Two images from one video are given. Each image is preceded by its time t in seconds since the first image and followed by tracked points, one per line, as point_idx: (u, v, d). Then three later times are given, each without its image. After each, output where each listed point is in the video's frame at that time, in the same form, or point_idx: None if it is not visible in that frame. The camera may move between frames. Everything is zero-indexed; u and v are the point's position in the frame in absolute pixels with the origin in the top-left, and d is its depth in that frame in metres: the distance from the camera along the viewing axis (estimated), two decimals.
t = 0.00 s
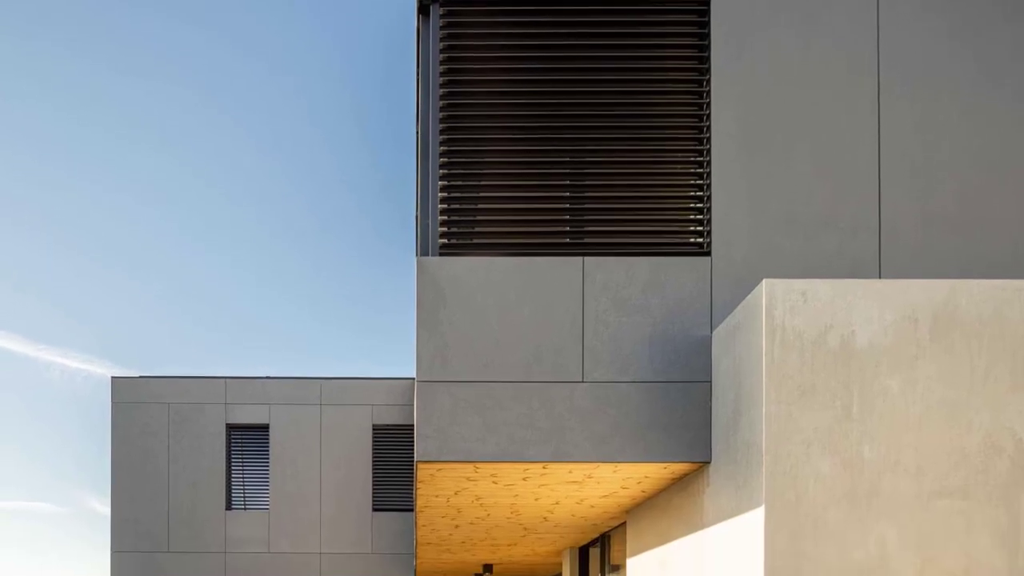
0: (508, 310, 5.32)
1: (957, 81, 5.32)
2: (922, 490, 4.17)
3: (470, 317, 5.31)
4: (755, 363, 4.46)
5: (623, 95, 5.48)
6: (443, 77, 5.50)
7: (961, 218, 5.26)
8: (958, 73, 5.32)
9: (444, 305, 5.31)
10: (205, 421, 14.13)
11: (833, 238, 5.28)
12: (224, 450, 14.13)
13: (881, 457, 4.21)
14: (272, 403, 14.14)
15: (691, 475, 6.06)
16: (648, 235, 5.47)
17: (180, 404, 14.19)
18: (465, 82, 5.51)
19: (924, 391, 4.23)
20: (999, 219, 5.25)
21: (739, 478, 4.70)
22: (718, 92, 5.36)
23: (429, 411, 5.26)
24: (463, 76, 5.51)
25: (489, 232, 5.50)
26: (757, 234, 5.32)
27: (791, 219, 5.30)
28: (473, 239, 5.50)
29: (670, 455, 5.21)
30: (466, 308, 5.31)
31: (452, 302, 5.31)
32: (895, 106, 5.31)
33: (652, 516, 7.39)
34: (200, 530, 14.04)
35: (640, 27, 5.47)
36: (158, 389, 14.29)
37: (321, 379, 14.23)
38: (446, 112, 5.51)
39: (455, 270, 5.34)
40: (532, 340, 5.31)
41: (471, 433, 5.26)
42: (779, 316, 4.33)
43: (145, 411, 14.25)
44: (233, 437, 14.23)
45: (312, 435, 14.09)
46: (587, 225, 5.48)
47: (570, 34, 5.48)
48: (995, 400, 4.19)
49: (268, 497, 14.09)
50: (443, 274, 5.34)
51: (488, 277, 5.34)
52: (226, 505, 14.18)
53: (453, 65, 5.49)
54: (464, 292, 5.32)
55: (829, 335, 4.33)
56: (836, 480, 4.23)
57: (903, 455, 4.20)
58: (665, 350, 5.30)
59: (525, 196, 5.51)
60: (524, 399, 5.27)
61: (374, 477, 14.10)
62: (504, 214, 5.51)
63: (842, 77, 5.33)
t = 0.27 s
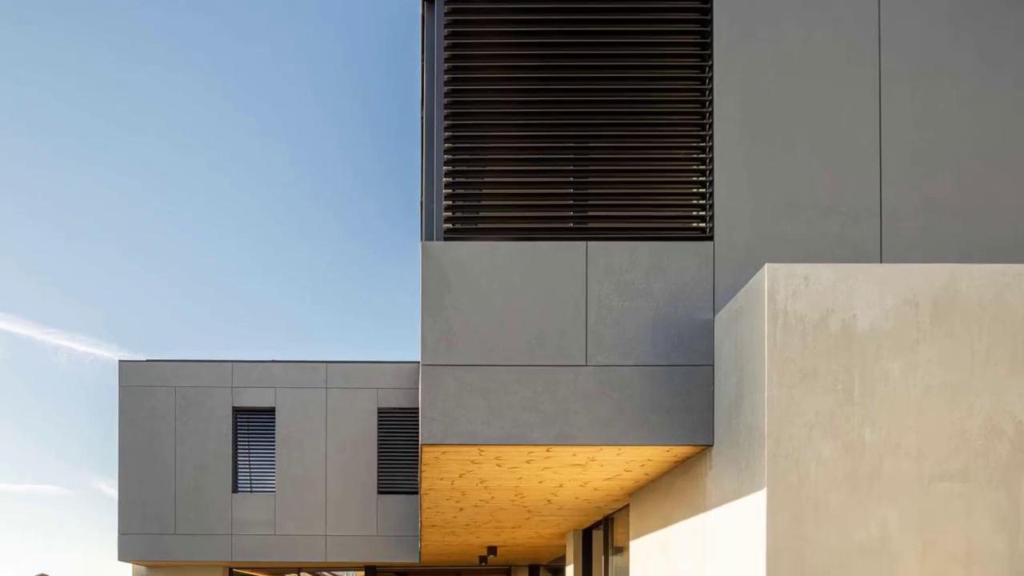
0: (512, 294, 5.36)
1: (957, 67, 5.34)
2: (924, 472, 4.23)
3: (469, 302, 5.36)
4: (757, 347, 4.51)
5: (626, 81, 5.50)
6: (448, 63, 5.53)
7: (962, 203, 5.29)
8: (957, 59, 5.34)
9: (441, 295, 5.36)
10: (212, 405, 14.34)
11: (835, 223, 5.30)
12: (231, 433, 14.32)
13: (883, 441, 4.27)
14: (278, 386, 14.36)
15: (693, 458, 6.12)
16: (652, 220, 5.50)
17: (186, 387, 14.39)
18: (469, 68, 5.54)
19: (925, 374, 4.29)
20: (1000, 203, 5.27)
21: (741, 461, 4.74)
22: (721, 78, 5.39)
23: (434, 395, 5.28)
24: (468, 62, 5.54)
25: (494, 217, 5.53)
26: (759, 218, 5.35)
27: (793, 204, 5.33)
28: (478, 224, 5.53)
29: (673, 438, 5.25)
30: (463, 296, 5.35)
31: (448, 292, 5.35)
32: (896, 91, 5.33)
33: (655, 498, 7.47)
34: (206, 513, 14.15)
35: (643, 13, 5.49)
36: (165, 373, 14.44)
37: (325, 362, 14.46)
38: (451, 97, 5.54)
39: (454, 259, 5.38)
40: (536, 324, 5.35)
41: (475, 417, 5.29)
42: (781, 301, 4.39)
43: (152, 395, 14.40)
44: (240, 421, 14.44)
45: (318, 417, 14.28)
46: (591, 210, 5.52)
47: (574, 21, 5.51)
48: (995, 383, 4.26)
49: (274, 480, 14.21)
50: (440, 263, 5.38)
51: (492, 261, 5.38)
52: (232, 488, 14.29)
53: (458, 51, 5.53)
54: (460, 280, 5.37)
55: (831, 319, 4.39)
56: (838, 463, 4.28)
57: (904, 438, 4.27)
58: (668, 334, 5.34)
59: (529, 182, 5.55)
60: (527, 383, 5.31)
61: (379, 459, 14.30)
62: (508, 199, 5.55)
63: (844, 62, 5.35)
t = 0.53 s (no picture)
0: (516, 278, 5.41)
1: (959, 51, 5.36)
2: (924, 455, 4.30)
3: (545, 313, 5.39)
4: (759, 329, 4.57)
5: (630, 67, 5.54)
6: (453, 47, 5.57)
7: (963, 186, 5.32)
8: (959, 44, 5.37)
9: (516, 300, 5.39)
10: (218, 387, 14.46)
11: (837, 208, 5.33)
12: (238, 416, 14.45)
13: (884, 423, 4.34)
14: (284, 369, 14.48)
15: (695, 440, 6.18)
16: (654, 204, 5.53)
17: (193, 370, 14.51)
18: (474, 53, 5.57)
19: (926, 356, 4.36)
20: (1001, 187, 5.30)
21: (743, 444, 4.80)
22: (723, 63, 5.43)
23: (439, 378, 5.33)
24: (473, 47, 5.57)
25: (498, 201, 5.56)
26: (761, 202, 5.38)
27: (795, 189, 5.36)
28: (482, 208, 5.56)
29: (676, 420, 5.30)
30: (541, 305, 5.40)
31: (524, 298, 5.39)
32: (898, 75, 5.36)
33: (658, 480, 7.55)
34: (213, 494, 14.28)
35: None
36: (172, 356, 14.57)
37: (331, 345, 14.58)
38: (456, 82, 5.56)
39: (536, 266, 5.41)
40: (540, 308, 5.39)
41: (480, 400, 5.34)
42: (782, 284, 4.45)
43: (159, 378, 14.52)
44: (246, 403, 14.54)
45: (324, 400, 14.41)
46: (594, 194, 5.55)
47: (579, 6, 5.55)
48: (995, 365, 4.33)
49: (280, 463, 14.32)
50: (521, 267, 5.40)
51: (497, 245, 5.42)
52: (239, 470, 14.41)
53: (463, 36, 5.56)
54: (540, 288, 5.40)
55: (832, 302, 4.46)
56: (840, 445, 4.35)
57: (905, 421, 4.33)
58: (672, 318, 5.38)
59: (534, 167, 5.58)
60: (531, 366, 5.36)
61: (384, 440, 14.41)
62: (513, 183, 5.58)
63: (848, 46, 5.37)
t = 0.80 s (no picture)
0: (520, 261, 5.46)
1: (959, 36, 5.41)
2: (925, 436, 4.36)
3: (575, 314, 5.44)
4: (761, 312, 4.64)
5: (633, 52, 5.59)
6: (458, 32, 5.61)
7: (964, 170, 5.36)
8: (958, 29, 5.42)
9: (551, 302, 5.44)
10: (226, 368, 14.64)
11: (838, 191, 5.37)
12: (245, 396, 14.64)
13: (885, 405, 4.40)
14: (290, 351, 14.64)
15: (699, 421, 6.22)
16: (657, 188, 5.56)
17: (201, 352, 14.69)
18: (478, 39, 5.62)
19: (926, 339, 4.43)
20: (1000, 170, 5.34)
21: (746, 425, 4.86)
22: (725, 48, 5.48)
23: (443, 359, 5.38)
24: (477, 32, 5.61)
25: (502, 185, 5.59)
26: (762, 186, 5.43)
27: (796, 173, 5.40)
28: (486, 191, 5.60)
29: (679, 402, 5.35)
30: (575, 307, 5.44)
31: (557, 299, 5.44)
32: (898, 59, 5.40)
33: (661, 461, 7.61)
34: (220, 476, 14.42)
35: None
36: (180, 338, 14.73)
37: (339, 327, 14.68)
38: (461, 67, 5.60)
39: (567, 266, 5.46)
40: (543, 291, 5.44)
41: (485, 380, 5.38)
42: (785, 267, 4.51)
43: (167, 359, 14.68)
44: (253, 384, 14.72)
45: (330, 382, 14.55)
46: (598, 177, 5.59)
47: None
48: (996, 347, 4.40)
49: (287, 444, 14.47)
50: (553, 267, 5.46)
51: (500, 229, 5.47)
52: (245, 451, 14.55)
53: (468, 22, 5.61)
54: (570, 290, 5.45)
55: (834, 285, 4.52)
56: (841, 428, 4.41)
57: (906, 403, 4.40)
58: (675, 300, 5.42)
59: (538, 150, 5.61)
60: (535, 348, 5.41)
61: (389, 425, 14.54)
62: (517, 167, 5.61)
63: (848, 31, 5.43)
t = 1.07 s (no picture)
0: (525, 243, 5.50)
1: (960, 20, 5.45)
2: (926, 416, 4.42)
3: (577, 314, 5.46)
4: (763, 294, 4.70)
5: (636, 37, 5.64)
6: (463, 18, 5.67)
7: (966, 154, 5.39)
8: (959, 14, 5.46)
9: (555, 302, 5.46)
10: (233, 350, 14.75)
11: (840, 174, 5.41)
12: (253, 378, 14.75)
13: (886, 386, 4.46)
14: (297, 333, 14.75)
15: (703, 403, 6.26)
16: (661, 172, 5.61)
17: (208, 334, 14.80)
18: (482, 24, 5.68)
19: (927, 320, 4.49)
20: (1002, 153, 5.37)
21: (748, 406, 4.93)
22: (728, 33, 5.53)
23: (449, 340, 5.43)
24: (481, 18, 5.68)
25: (507, 168, 5.64)
26: (765, 168, 5.47)
27: (799, 156, 5.44)
28: (491, 175, 5.65)
29: (683, 382, 5.40)
30: (577, 306, 5.47)
31: (560, 299, 5.46)
32: (900, 43, 5.44)
33: (665, 442, 7.69)
34: (228, 457, 14.54)
35: None
36: (187, 320, 14.82)
37: (345, 310, 14.78)
38: (466, 51, 5.66)
39: (570, 267, 5.48)
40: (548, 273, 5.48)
41: (490, 362, 5.43)
42: (787, 249, 4.58)
43: (175, 341, 14.78)
44: (260, 366, 14.84)
45: (336, 364, 14.67)
46: (602, 161, 5.63)
47: None
48: (997, 329, 4.46)
49: (294, 425, 14.59)
50: (556, 267, 5.48)
51: (505, 212, 5.52)
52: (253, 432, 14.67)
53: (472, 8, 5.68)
54: (572, 290, 5.47)
55: (836, 267, 4.58)
56: (843, 408, 4.47)
57: (908, 384, 4.46)
58: (678, 282, 5.46)
59: (543, 134, 5.66)
60: (540, 329, 5.45)
61: (396, 406, 14.66)
62: (522, 151, 5.66)
63: (849, 16, 5.47)
